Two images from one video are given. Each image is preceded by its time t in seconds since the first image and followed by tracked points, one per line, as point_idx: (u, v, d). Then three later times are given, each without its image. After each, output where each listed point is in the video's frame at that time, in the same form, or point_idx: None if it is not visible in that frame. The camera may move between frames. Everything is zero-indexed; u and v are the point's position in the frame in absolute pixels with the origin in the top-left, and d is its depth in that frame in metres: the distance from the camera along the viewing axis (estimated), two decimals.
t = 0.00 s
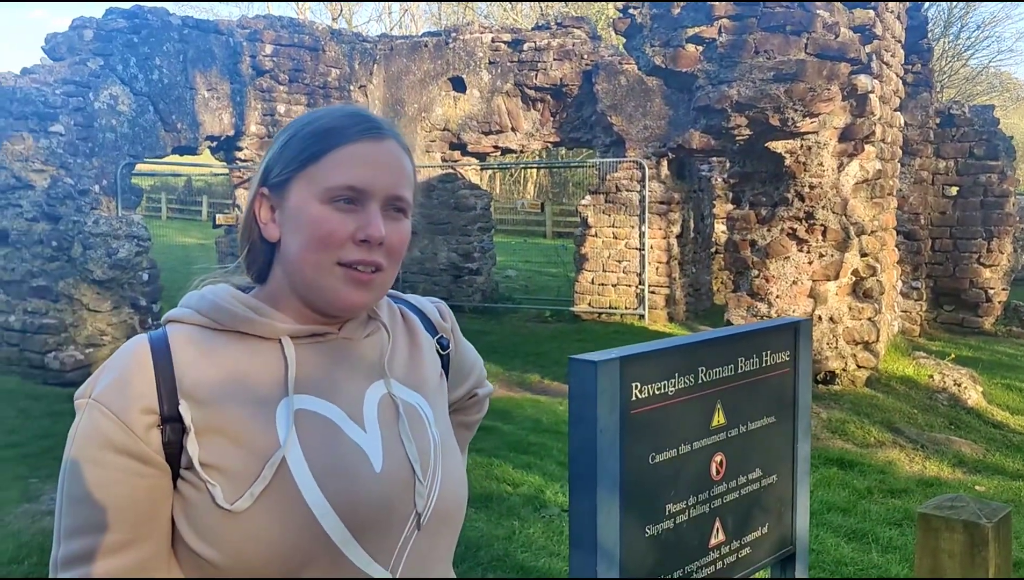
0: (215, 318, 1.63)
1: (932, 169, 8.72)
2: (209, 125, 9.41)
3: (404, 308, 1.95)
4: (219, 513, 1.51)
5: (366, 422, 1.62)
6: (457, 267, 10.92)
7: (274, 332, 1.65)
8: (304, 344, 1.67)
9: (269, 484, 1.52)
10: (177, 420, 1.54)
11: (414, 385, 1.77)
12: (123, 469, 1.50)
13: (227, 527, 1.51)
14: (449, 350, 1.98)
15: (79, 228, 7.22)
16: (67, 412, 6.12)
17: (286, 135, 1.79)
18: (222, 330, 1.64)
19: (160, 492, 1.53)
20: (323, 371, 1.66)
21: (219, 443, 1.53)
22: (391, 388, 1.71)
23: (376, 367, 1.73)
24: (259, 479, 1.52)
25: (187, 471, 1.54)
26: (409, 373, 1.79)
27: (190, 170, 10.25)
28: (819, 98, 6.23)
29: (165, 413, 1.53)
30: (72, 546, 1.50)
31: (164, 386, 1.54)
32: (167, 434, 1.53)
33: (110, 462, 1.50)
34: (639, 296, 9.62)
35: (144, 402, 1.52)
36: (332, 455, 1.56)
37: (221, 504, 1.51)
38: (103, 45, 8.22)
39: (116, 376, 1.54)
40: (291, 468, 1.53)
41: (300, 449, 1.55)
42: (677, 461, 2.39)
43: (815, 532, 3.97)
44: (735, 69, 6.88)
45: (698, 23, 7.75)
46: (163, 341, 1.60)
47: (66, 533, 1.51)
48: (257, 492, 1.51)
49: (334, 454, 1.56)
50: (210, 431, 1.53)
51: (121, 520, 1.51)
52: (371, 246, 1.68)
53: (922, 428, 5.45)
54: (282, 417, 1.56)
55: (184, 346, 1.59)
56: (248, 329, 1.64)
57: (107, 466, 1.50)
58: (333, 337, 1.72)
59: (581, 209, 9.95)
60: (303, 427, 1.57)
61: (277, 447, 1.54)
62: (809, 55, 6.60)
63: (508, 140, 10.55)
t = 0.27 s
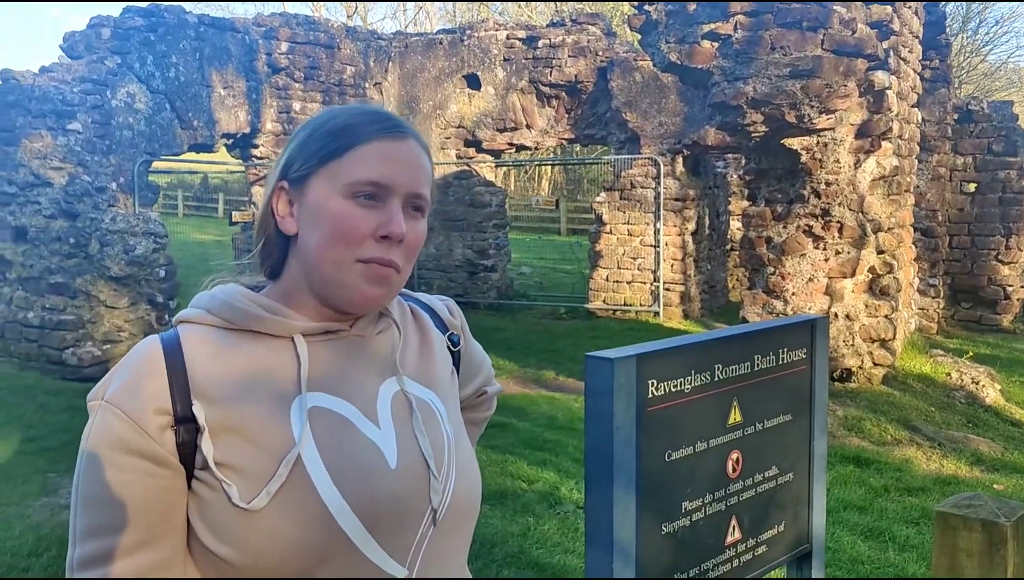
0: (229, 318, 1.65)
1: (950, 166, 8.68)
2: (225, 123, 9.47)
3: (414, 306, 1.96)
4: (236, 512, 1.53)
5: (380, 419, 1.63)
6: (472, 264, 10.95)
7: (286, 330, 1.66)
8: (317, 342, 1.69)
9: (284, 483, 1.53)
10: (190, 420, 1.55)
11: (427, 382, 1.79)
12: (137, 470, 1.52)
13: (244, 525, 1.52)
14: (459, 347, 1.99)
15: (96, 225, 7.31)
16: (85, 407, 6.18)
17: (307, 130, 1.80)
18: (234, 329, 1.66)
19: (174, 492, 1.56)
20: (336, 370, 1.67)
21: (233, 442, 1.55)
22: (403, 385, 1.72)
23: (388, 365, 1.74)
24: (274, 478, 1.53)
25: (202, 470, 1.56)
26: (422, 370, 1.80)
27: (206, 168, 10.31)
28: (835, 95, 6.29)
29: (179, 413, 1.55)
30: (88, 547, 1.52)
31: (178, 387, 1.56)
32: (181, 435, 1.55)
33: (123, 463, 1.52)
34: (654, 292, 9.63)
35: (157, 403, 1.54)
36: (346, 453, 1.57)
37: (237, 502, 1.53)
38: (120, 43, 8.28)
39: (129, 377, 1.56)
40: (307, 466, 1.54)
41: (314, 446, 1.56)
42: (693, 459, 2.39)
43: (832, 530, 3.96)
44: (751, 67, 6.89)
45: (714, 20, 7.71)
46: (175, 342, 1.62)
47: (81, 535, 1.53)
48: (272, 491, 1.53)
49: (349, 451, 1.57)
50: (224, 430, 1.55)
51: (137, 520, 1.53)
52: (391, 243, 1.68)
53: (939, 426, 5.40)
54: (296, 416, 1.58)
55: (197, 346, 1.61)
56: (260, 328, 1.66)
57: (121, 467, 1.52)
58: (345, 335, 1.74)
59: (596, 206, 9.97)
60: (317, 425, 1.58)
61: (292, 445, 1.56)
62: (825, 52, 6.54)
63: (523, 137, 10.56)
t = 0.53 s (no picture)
0: (244, 314, 1.66)
1: (966, 162, 8.61)
2: (240, 120, 9.50)
3: (432, 301, 1.97)
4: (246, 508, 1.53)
5: (393, 417, 1.63)
6: (485, 261, 10.97)
7: (300, 326, 1.67)
8: (330, 337, 1.70)
9: (294, 480, 1.54)
10: (202, 416, 1.55)
11: (442, 379, 1.79)
12: (151, 465, 1.54)
13: (255, 521, 1.53)
14: (477, 344, 1.99)
15: (111, 222, 7.36)
16: (101, 403, 6.23)
17: (318, 125, 1.81)
18: (250, 326, 1.66)
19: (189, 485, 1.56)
20: (350, 366, 1.68)
21: (246, 439, 1.55)
22: (418, 382, 1.73)
23: (402, 362, 1.75)
24: (284, 475, 1.53)
25: (215, 467, 1.57)
26: (437, 367, 1.80)
27: (220, 166, 10.35)
28: (849, 91, 6.33)
29: (191, 409, 1.55)
30: (103, 540, 1.54)
31: (190, 382, 1.56)
32: (193, 431, 1.55)
33: (137, 458, 1.53)
34: (666, 290, 9.62)
35: (171, 399, 1.55)
36: (358, 450, 1.57)
37: (248, 498, 1.53)
38: (135, 41, 8.38)
39: (145, 372, 1.57)
40: (318, 463, 1.54)
41: (325, 443, 1.56)
42: (707, 456, 2.38)
43: (847, 528, 3.95)
44: (766, 62, 6.92)
45: (728, 16, 7.70)
46: (190, 337, 1.62)
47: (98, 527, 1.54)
48: (282, 488, 1.53)
49: (360, 448, 1.57)
50: (237, 427, 1.55)
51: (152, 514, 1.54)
52: (398, 235, 1.69)
53: (954, 424, 5.30)
54: (308, 413, 1.58)
55: (212, 342, 1.62)
56: (275, 325, 1.67)
57: (136, 462, 1.53)
58: (359, 331, 1.74)
59: (609, 203, 9.98)
60: (330, 422, 1.58)
61: (303, 441, 1.56)
62: (840, 47, 6.58)
63: (536, 135, 10.58)
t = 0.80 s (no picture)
0: (250, 316, 1.66)
1: (978, 161, 8.56)
2: (251, 120, 9.52)
3: (446, 302, 1.97)
4: (237, 510, 1.53)
5: (390, 420, 1.61)
6: (495, 260, 10.99)
7: (301, 327, 1.66)
8: (331, 338, 1.68)
9: (283, 482, 1.53)
10: (201, 416, 1.56)
11: (448, 381, 1.75)
12: (155, 465, 1.55)
13: (245, 521, 1.53)
14: (493, 346, 1.96)
15: (123, 222, 7.38)
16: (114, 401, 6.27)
17: (338, 126, 1.85)
18: (257, 328, 1.67)
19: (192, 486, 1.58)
20: (350, 368, 1.66)
21: (240, 440, 1.55)
22: (421, 384, 1.70)
23: (407, 363, 1.72)
24: (273, 477, 1.53)
25: (213, 467, 1.57)
26: (443, 369, 1.77)
27: (231, 165, 10.39)
28: (861, 90, 6.30)
29: (190, 409, 1.56)
30: (109, 536, 1.56)
31: (190, 383, 1.57)
32: (192, 431, 1.56)
33: (140, 457, 1.55)
34: (677, 289, 9.61)
35: (171, 399, 1.56)
36: (350, 453, 1.56)
37: (237, 499, 1.53)
38: (146, 41, 8.41)
39: (151, 371, 1.59)
40: (308, 465, 1.53)
41: (317, 446, 1.55)
42: (717, 456, 2.38)
43: (857, 529, 3.94)
44: (777, 62, 6.87)
45: (738, 15, 7.78)
46: (196, 338, 1.63)
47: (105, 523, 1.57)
48: (271, 490, 1.52)
49: (353, 451, 1.56)
50: (231, 427, 1.55)
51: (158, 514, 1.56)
52: (401, 224, 1.67)
53: (966, 424, 5.13)
54: (302, 415, 1.57)
55: (216, 342, 1.62)
56: (282, 327, 1.66)
57: (141, 461, 1.55)
58: (362, 332, 1.72)
59: (619, 202, 9.99)
60: (323, 424, 1.57)
61: (293, 442, 1.55)
62: (851, 45, 6.60)
63: (546, 134, 10.58)
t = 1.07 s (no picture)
0: (257, 314, 1.67)
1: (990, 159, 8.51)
2: (260, 120, 9.56)
3: (457, 303, 1.93)
4: (231, 502, 1.55)
5: (388, 420, 1.59)
6: (504, 259, 11.00)
7: (303, 326, 1.66)
8: (332, 338, 1.67)
9: (276, 478, 1.53)
10: (199, 411, 1.58)
11: (454, 381, 1.72)
12: (160, 458, 1.61)
13: (240, 515, 1.54)
14: (506, 348, 1.92)
15: (133, 221, 7.44)
16: (125, 400, 6.30)
17: (345, 126, 1.85)
18: (263, 325, 1.67)
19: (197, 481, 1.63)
20: (350, 368, 1.64)
21: (237, 436, 1.56)
22: (424, 385, 1.67)
23: (411, 362, 1.70)
24: (266, 473, 1.53)
25: (213, 462, 1.59)
26: (449, 369, 1.73)
27: (241, 165, 10.44)
28: (872, 87, 6.29)
29: (190, 404, 1.59)
30: (124, 518, 1.65)
31: (190, 378, 1.59)
32: (190, 425, 1.59)
33: (148, 448, 1.61)
34: (687, 288, 9.60)
35: (172, 394, 1.59)
36: (344, 452, 1.55)
37: (231, 493, 1.54)
38: (156, 41, 8.42)
39: (159, 366, 1.62)
40: (300, 463, 1.53)
41: (311, 443, 1.54)
42: (727, 455, 2.37)
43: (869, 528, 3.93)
44: (787, 59, 6.85)
45: (748, 15, 7.76)
46: (203, 333, 1.66)
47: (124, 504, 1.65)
48: (263, 486, 1.52)
49: (347, 450, 1.55)
50: (228, 424, 1.57)
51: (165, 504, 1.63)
52: (408, 222, 1.66)
53: (979, 423, 5.09)
54: (298, 412, 1.56)
55: (222, 338, 1.64)
56: (287, 325, 1.66)
57: (149, 453, 1.61)
58: (365, 331, 1.71)
59: (628, 201, 9.99)
60: (319, 422, 1.56)
61: (288, 438, 1.55)
62: (862, 43, 6.59)
63: (555, 133, 10.58)
